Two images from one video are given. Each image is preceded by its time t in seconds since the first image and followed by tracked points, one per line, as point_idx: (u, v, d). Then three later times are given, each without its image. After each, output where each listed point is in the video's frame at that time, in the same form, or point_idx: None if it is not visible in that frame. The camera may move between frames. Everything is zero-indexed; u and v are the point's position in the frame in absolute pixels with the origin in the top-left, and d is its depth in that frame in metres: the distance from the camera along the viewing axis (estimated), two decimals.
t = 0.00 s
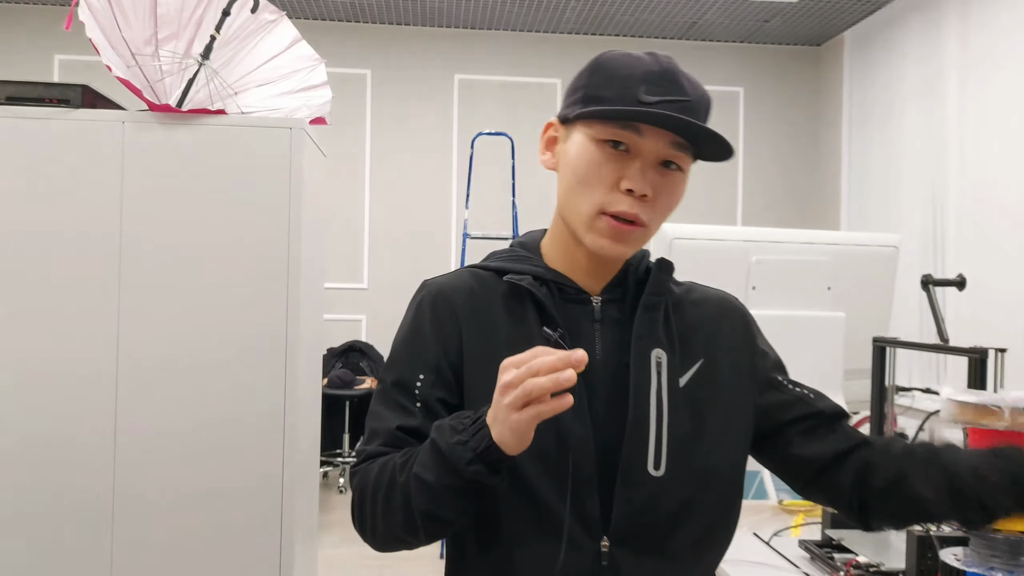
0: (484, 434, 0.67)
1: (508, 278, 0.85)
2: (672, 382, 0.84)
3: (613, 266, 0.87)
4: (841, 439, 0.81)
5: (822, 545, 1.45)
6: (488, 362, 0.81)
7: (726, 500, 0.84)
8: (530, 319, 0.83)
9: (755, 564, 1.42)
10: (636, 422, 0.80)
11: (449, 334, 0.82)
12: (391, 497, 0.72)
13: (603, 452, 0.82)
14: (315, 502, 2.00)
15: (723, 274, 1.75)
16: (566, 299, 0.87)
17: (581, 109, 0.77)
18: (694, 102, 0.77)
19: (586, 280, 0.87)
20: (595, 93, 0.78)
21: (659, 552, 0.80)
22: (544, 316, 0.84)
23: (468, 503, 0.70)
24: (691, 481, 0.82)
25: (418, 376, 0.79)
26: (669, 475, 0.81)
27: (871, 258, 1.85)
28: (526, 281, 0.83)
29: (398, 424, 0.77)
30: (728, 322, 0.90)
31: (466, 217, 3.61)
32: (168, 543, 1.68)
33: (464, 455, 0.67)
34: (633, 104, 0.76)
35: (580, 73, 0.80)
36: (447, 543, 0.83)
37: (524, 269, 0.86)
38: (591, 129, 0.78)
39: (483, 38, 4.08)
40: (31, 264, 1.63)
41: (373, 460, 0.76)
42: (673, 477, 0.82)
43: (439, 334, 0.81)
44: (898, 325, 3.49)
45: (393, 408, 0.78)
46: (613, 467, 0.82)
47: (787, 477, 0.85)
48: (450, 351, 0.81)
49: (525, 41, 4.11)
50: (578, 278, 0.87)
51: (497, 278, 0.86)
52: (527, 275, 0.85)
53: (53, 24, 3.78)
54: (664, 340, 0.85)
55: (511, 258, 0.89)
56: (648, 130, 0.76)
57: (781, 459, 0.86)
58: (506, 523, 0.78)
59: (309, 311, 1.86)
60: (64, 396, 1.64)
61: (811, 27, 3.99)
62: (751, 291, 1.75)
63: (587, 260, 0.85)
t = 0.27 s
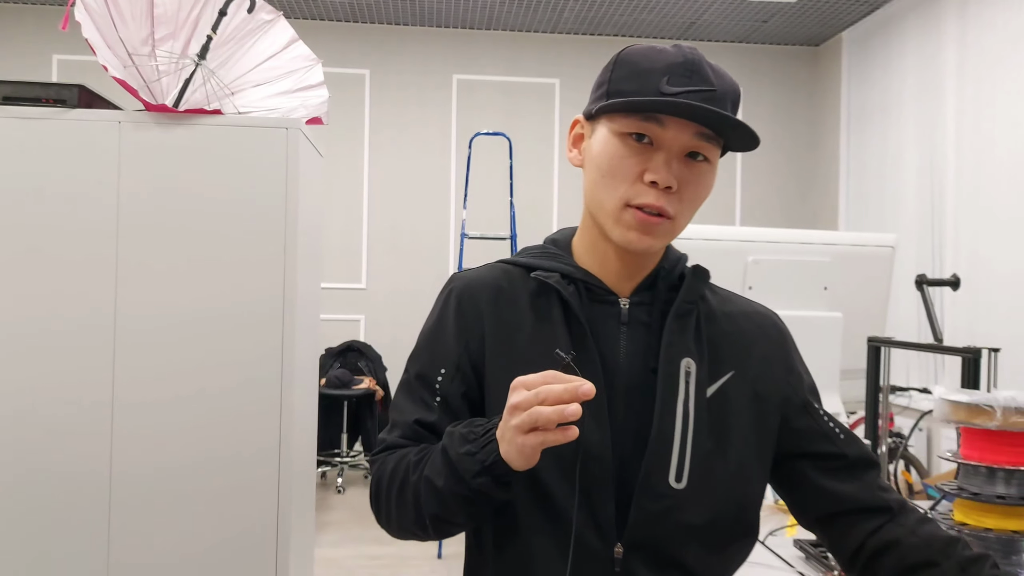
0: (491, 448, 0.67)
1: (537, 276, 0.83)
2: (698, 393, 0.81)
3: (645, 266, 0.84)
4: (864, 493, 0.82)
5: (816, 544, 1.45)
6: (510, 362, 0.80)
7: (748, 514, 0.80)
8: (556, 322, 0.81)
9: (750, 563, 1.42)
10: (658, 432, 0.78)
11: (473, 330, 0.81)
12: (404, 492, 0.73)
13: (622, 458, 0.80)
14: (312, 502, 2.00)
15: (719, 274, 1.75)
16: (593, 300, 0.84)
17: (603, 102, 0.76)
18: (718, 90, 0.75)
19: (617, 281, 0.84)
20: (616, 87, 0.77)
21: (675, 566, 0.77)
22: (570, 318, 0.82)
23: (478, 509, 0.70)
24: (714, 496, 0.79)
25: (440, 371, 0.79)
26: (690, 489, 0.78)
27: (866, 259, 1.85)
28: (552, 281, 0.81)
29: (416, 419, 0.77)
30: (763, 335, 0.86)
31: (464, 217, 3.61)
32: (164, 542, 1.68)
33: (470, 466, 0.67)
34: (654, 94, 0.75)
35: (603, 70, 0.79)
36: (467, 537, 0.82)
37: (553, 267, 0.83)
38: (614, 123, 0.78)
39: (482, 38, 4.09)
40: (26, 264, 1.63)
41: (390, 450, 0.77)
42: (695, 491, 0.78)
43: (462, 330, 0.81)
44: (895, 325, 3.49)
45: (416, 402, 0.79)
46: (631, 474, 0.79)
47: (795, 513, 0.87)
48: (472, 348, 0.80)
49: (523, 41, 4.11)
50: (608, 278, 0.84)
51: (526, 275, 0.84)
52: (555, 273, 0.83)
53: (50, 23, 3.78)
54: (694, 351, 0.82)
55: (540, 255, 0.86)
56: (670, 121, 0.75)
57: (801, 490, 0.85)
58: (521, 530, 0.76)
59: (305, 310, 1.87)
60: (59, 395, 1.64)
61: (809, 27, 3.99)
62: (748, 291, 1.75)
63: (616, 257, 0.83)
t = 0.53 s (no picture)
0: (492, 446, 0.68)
1: (543, 276, 0.82)
2: (704, 396, 0.79)
3: (653, 266, 0.84)
4: (879, 494, 0.79)
5: (811, 543, 1.45)
6: (515, 362, 0.79)
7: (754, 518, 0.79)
8: (561, 322, 0.80)
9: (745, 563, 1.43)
10: (661, 434, 0.77)
11: (479, 330, 0.80)
12: (412, 493, 0.74)
13: (626, 460, 0.79)
14: (308, 501, 2.01)
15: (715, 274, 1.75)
16: (600, 300, 0.83)
17: (601, 104, 0.76)
18: (717, 87, 0.74)
19: (624, 281, 0.83)
20: (614, 88, 0.76)
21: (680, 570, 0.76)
22: (575, 318, 0.81)
23: (483, 511, 0.70)
24: (718, 500, 0.77)
25: (449, 370, 0.79)
26: (693, 491, 0.77)
27: (861, 259, 1.86)
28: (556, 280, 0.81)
29: (425, 419, 0.77)
30: (772, 336, 0.84)
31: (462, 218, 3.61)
32: (160, 543, 1.68)
33: (472, 465, 0.68)
34: (652, 94, 0.74)
35: (603, 71, 0.79)
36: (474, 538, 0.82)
37: (560, 267, 0.82)
38: (614, 124, 0.77)
39: (480, 38, 4.09)
40: (22, 266, 1.63)
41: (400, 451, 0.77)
42: (698, 494, 0.77)
43: (469, 330, 0.80)
44: (891, 325, 3.50)
45: (425, 401, 0.78)
46: (635, 476, 0.78)
47: (809, 514, 0.84)
48: (479, 348, 0.80)
49: (522, 41, 4.12)
50: (615, 279, 0.84)
51: (533, 275, 0.84)
52: (562, 274, 0.82)
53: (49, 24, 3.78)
54: (700, 352, 0.80)
55: (548, 255, 0.86)
56: (669, 120, 0.74)
57: (813, 494, 0.83)
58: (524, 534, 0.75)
59: (302, 310, 1.87)
60: (55, 396, 1.65)
61: (807, 27, 3.99)
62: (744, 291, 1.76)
63: (622, 258, 0.82)
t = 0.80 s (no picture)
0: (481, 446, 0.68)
1: (535, 276, 0.82)
2: (690, 396, 0.80)
3: (643, 266, 0.84)
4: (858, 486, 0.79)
5: (807, 542, 1.46)
6: (506, 361, 0.80)
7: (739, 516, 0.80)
8: (550, 322, 0.81)
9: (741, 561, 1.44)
10: (647, 434, 0.77)
11: (471, 330, 0.81)
12: (405, 491, 0.74)
13: (614, 458, 0.79)
14: (306, 501, 2.01)
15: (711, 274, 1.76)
16: (589, 299, 0.83)
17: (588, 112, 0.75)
18: (703, 90, 0.74)
19: (614, 282, 0.83)
20: (600, 94, 0.76)
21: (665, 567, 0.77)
22: (565, 318, 0.81)
23: (474, 509, 0.70)
24: (703, 497, 0.78)
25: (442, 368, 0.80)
26: (678, 489, 0.78)
27: (857, 259, 1.87)
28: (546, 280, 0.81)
29: (416, 416, 0.78)
30: (760, 337, 0.84)
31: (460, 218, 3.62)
32: (158, 543, 1.69)
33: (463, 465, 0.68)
34: (639, 100, 0.73)
35: (588, 77, 0.78)
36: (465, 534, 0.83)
37: (550, 268, 0.83)
38: (600, 130, 0.76)
39: (479, 38, 4.10)
40: (20, 266, 1.64)
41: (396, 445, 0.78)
42: (683, 492, 0.78)
43: (460, 329, 0.81)
44: (889, 325, 3.51)
45: (417, 399, 0.79)
46: (623, 475, 0.79)
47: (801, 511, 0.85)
48: (471, 347, 0.81)
49: (520, 42, 4.13)
50: (604, 281, 0.83)
51: (524, 275, 0.84)
52: (552, 274, 0.82)
53: (48, 25, 3.79)
54: (687, 353, 0.81)
55: (540, 255, 0.86)
56: (656, 126, 0.74)
57: (802, 493, 0.84)
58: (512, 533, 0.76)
59: (299, 310, 1.88)
60: (53, 395, 1.65)
61: (805, 28, 3.99)
62: (740, 291, 1.76)
63: (612, 261, 0.82)
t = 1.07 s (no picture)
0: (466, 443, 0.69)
1: (510, 278, 0.83)
2: (662, 393, 0.80)
3: (615, 266, 0.85)
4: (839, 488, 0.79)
5: (805, 542, 1.47)
6: (484, 362, 0.81)
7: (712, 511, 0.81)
8: (527, 322, 0.81)
9: (739, 560, 1.44)
10: (619, 432, 0.78)
11: (450, 333, 0.82)
12: (387, 492, 0.75)
13: (588, 455, 0.80)
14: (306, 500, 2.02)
15: (710, 274, 1.76)
16: (564, 299, 0.84)
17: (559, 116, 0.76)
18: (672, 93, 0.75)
19: (587, 283, 0.84)
20: (570, 97, 0.77)
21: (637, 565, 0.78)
22: (541, 319, 0.82)
23: (457, 508, 0.71)
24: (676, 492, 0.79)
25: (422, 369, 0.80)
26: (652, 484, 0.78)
27: (856, 259, 1.87)
28: (521, 281, 0.82)
29: (399, 417, 0.78)
30: (730, 334, 0.85)
31: (460, 218, 3.63)
32: (158, 542, 1.69)
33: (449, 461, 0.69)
34: (609, 104, 0.74)
35: (558, 80, 0.79)
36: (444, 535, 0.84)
37: (526, 269, 0.84)
38: (571, 133, 0.77)
39: (478, 39, 4.10)
40: (21, 267, 1.64)
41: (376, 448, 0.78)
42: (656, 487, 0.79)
43: (438, 333, 0.82)
44: (887, 325, 3.52)
45: (397, 400, 0.80)
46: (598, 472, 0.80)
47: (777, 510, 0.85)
48: (450, 348, 0.82)
49: (520, 42, 4.13)
50: (578, 281, 0.85)
51: (500, 276, 0.85)
52: (527, 275, 0.83)
53: (49, 25, 3.79)
54: (660, 350, 0.81)
55: (516, 257, 0.87)
56: (627, 129, 0.75)
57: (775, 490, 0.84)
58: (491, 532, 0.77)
59: (299, 311, 1.88)
60: (53, 395, 1.66)
61: (804, 28, 4.00)
62: (739, 291, 1.77)
63: (585, 261, 0.83)
